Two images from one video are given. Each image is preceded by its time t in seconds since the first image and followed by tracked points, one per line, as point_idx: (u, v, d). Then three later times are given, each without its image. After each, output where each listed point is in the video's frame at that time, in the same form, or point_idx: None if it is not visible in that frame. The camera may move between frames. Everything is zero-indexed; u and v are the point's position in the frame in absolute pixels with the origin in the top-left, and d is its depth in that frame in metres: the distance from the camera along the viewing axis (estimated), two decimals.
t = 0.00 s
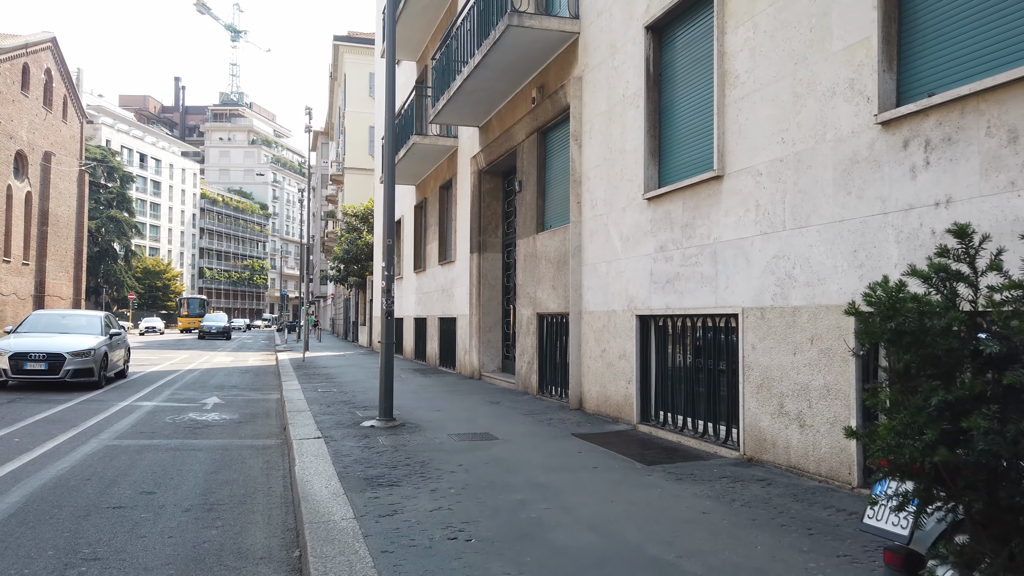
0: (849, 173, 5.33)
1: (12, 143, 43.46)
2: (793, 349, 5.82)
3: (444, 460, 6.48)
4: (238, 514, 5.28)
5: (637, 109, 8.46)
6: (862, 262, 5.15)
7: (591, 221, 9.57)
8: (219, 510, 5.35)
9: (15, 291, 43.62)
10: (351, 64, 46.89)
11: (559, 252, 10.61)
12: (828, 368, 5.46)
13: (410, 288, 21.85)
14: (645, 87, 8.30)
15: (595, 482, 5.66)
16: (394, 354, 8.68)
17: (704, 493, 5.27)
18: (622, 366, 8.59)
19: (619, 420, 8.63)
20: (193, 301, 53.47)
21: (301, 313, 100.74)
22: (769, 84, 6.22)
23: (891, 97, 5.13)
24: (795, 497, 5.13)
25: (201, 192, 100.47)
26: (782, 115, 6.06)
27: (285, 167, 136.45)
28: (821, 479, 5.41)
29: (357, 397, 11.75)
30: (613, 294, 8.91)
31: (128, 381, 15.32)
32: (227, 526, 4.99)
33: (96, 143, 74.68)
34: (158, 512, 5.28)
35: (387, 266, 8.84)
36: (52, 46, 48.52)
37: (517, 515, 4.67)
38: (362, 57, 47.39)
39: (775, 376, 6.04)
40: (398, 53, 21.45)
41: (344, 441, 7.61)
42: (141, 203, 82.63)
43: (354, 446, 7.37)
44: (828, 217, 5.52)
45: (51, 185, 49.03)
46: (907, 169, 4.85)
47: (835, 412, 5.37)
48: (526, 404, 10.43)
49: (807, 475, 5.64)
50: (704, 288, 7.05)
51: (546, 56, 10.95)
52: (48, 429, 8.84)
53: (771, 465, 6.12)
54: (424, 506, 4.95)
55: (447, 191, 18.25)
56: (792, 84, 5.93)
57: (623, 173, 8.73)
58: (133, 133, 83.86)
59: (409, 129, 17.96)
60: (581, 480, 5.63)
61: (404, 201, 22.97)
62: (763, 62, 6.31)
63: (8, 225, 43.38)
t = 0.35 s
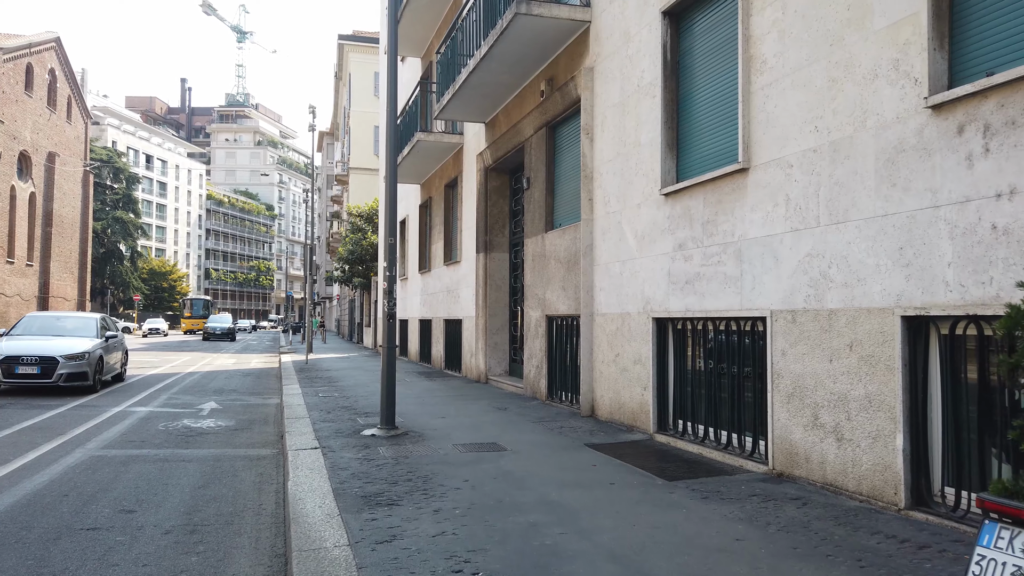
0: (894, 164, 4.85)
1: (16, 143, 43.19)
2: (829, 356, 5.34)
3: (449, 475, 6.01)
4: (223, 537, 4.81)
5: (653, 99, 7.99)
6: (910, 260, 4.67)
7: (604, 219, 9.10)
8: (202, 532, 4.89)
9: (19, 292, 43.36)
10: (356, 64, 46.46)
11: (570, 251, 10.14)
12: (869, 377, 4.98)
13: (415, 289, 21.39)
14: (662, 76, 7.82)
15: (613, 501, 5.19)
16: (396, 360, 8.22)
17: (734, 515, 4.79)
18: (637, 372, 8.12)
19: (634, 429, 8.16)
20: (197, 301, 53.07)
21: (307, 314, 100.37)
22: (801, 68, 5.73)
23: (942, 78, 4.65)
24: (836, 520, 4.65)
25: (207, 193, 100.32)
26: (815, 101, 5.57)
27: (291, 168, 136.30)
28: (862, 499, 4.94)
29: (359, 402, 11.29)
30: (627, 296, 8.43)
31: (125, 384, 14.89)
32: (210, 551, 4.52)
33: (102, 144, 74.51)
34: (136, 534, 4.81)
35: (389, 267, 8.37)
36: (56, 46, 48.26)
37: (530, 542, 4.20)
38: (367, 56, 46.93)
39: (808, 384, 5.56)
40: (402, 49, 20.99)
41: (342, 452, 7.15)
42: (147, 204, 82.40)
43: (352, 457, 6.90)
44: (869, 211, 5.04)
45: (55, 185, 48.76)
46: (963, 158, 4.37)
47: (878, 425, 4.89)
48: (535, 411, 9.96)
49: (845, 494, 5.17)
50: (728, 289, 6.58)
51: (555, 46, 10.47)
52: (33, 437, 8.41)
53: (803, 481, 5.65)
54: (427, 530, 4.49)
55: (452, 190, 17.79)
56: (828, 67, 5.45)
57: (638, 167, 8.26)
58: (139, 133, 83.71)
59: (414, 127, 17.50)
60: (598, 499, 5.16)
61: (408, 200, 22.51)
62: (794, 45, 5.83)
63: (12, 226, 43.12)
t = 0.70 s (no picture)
0: (964, 155, 4.31)
1: (41, 146, 43.56)
2: (889, 371, 4.81)
3: (467, 497, 5.55)
4: (218, 570, 4.38)
5: (685, 91, 7.47)
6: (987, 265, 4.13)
7: (631, 219, 8.60)
8: (196, 565, 4.46)
9: (44, 294, 43.71)
10: (376, 64, 46.26)
11: (595, 253, 9.64)
12: (936, 395, 4.44)
13: (435, 291, 20.99)
14: (695, 66, 7.29)
15: (647, 531, 4.70)
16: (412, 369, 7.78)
17: (783, 550, 4.28)
18: (669, 382, 7.61)
19: (665, 443, 7.65)
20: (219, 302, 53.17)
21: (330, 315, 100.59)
22: (854, 51, 5.20)
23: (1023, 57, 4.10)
24: (901, 557, 4.13)
25: (231, 195, 101.05)
26: (870, 87, 5.03)
27: (314, 170, 137.04)
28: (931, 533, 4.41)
29: (375, 410, 10.88)
30: (657, 302, 7.92)
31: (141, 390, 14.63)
32: None
33: (127, 147, 75.21)
34: (125, 567, 4.40)
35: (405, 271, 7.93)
36: (80, 50, 48.67)
37: None
38: (388, 56, 46.72)
39: (864, 402, 5.03)
40: (421, 47, 20.59)
41: (354, 468, 6.72)
42: (172, 206, 83.05)
43: (364, 475, 6.46)
44: (935, 209, 4.50)
45: (80, 188, 49.13)
46: None
47: (947, 450, 4.36)
48: (559, 421, 9.47)
49: (909, 525, 4.64)
50: (770, 295, 6.06)
51: (579, 38, 9.97)
52: (38, 448, 8.09)
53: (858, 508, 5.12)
54: (440, 567, 4.02)
55: (473, 190, 17.34)
56: (885, 50, 4.91)
57: (668, 164, 7.74)
58: (163, 136, 84.43)
59: (433, 125, 17.08)
60: (631, 530, 4.67)
61: (428, 201, 22.11)
62: (845, 26, 5.30)
63: (37, 228, 43.47)
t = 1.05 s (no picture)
0: None
1: (82, 148, 44.23)
2: (976, 379, 4.24)
3: (498, 514, 5.10)
4: None
5: (733, 74, 6.92)
6: None
7: (674, 213, 8.07)
8: None
9: (85, 294, 44.42)
10: (410, 63, 46.13)
11: (634, 250, 9.12)
12: None
13: (467, 291, 20.60)
14: (745, 46, 6.74)
15: (699, 557, 4.19)
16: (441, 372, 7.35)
17: None
18: (716, 388, 7.07)
19: (712, 453, 7.09)
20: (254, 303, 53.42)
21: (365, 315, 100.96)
22: (932, 19, 4.63)
23: None
24: None
25: (268, 196, 102.19)
26: (952, 57, 4.45)
27: (349, 171, 138.05)
28: None
29: (405, 414, 10.49)
30: (703, 301, 7.38)
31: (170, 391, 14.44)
32: None
33: (166, 150, 76.41)
34: None
35: (433, 269, 7.50)
36: (120, 53, 49.42)
37: None
38: (421, 55, 46.58)
39: (945, 413, 4.46)
40: (453, 42, 20.21)
41: (379, 478, 6.31)
42: (210, 208, 84.08)
43: (389, 486, 6.05)
44: None
45: (119, 190, 49.87)
46: None
47: None
48: (597, 427, 8.96)
49: (1003, 555, 4.06)
50: (833, 294, 5.49)
51: (617, 23, 9.45)
52: (57, 452, 7.84)
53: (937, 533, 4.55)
54: None
55: (505, 186, 16.89)
56: (970, 15, 4.34)
57: (715, 153, 7.20)
58: (202, 139, 85.65)
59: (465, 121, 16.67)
60: (681, 556, 4.17)
61: (460, 199, 21.70)
62: None
63: (78, 229, 44.18)
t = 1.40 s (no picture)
0: None
1: (96, 149, 44.24)
2: None
3: (506, 541, 4.62)
4: None
5: (761, 60, 6.40)
6: None
7: (696, 210, 7.57)
8: None
9: (99, 295, 44.44)
10: (423, 62, 45.80)
11: (653, 249, 8.61)
12: None
13: (480, 292, 20.14)
14: (775, 29, 6.23)
15: None
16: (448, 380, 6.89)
17: None
18: (742, 399, 6.56)
19: (738, 469, 6.58)
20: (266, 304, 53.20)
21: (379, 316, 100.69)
22: None
23: None
24: None
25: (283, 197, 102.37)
26: (1020, 31, 3.92)
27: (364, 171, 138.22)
28: None
29: (412, 422, 10.04)
30: (728, 305, 6.87)
31: (174, 395, 14.09)
32: None
33: (182, 151, 76.59)
34: None
35: (439, 270, 7.03)
36: (134, 54, 49.43)
37: None
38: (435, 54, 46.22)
39: (1010, 434, 3.94)
40: (465, 38, 19.76)
41: (379, 496, 5.85)
42: (225, 209, 84.18)
43: (389, 505, 5.59)
44: None
45: (134, 190, 49.89)
46: None
47: None
48: (613, 438, 8.46)
49: None
50: (876, 298, 4.97)
51: (635, 11, 8.95)
52: (45, 463, 7.46)
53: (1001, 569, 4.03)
54: None
55: (519, 185, 16.41)
56: None
57: (741, 145, 6.68)
58: (217, 140, 85.87)
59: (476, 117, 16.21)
60: None
61: (473, 198, 21.22)
62: None
63: (92, 230, 44.18)
